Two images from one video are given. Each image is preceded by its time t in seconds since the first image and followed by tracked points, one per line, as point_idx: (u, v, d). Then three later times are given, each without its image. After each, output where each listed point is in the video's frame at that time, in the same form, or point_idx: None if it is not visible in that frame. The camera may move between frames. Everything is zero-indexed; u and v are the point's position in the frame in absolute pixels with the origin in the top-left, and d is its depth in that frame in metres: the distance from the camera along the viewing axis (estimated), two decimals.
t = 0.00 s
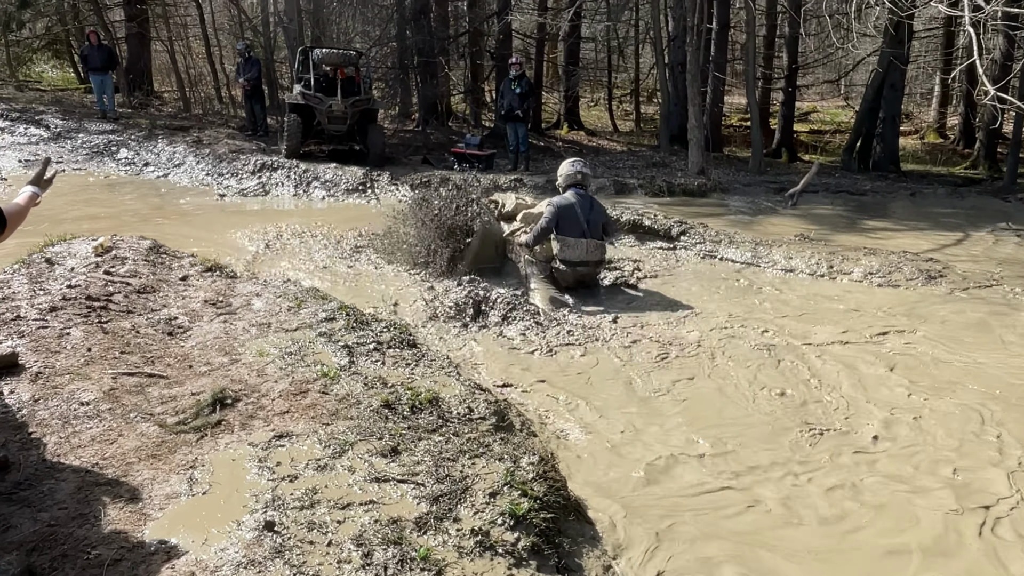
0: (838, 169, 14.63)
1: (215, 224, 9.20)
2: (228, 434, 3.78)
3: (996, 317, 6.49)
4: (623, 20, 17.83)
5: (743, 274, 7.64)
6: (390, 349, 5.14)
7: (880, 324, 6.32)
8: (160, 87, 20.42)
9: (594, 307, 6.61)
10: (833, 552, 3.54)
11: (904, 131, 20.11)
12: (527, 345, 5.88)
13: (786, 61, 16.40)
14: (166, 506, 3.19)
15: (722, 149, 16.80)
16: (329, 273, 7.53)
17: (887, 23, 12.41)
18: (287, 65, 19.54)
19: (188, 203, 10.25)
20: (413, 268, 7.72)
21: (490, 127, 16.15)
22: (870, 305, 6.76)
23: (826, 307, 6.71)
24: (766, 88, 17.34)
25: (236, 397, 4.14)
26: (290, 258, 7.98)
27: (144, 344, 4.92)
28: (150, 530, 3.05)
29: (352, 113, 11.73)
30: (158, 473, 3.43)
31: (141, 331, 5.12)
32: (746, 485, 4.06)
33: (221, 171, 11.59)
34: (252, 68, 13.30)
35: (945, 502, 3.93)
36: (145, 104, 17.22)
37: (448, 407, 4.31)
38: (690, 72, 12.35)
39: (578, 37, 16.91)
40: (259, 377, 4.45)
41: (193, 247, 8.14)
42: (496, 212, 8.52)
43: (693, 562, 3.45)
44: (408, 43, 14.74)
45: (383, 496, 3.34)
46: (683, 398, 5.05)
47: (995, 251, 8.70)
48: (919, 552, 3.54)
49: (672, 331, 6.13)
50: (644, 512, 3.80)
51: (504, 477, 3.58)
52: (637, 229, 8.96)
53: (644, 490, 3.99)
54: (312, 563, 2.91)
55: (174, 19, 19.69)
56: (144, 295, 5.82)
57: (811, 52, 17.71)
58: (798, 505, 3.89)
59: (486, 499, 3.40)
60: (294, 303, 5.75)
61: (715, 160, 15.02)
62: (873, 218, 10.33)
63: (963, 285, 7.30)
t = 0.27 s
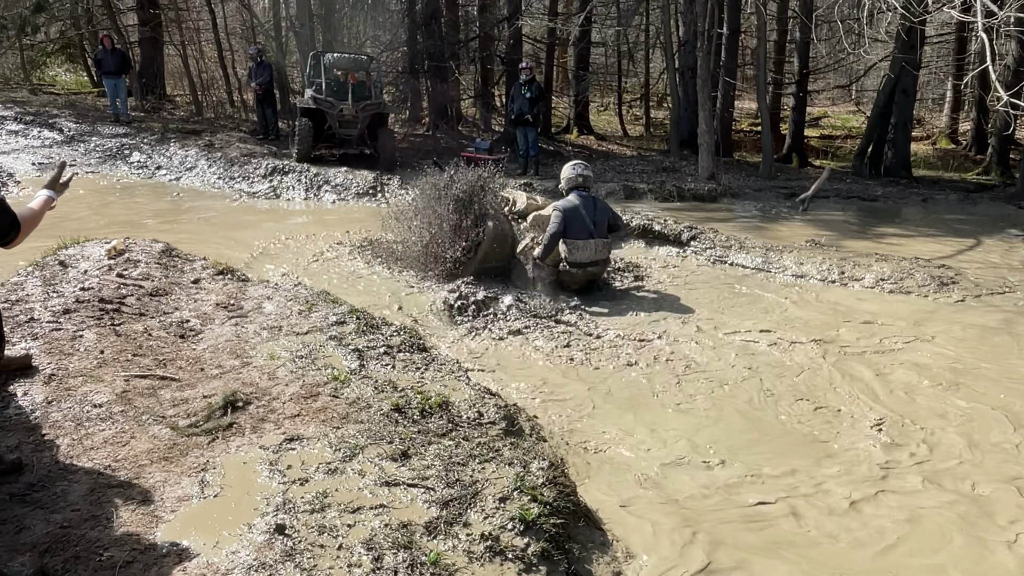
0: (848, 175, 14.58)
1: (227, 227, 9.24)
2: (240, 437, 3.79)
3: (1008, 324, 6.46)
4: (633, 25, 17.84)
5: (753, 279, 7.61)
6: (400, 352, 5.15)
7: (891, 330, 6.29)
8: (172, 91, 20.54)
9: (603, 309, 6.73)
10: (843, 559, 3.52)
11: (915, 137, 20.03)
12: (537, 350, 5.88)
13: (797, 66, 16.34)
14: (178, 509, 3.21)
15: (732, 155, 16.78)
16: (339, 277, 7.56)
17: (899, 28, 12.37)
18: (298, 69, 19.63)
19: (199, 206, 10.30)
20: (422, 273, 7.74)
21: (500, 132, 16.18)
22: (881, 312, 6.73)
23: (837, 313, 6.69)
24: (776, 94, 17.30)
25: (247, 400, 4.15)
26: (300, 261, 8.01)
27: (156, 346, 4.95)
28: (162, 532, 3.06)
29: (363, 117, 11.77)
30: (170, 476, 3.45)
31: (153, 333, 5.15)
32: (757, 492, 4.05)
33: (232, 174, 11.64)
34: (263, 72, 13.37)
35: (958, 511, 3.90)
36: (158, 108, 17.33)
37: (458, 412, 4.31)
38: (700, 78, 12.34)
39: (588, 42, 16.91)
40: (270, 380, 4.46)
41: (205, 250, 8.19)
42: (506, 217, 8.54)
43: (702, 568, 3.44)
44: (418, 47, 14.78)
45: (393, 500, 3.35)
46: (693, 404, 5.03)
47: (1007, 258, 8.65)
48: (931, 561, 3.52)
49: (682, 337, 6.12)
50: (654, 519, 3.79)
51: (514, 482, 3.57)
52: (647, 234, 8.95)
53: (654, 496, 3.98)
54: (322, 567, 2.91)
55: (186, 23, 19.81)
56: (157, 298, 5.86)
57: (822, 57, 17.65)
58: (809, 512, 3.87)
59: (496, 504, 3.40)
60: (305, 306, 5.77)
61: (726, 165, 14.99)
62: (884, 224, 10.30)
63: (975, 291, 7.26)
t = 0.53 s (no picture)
0: (858, 179, 14.52)
1: (237, 230, 9.28)
2: (249, 439, 3.81)
3: (1020, 329, 6.41)
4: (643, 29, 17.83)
5: (763, 284, 7.58)
6: (409, 355, 5.15)
7: (902, 336, 6.26)
8: (183, 94, 20.66)
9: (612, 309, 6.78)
10: (853, 566, 3.50)
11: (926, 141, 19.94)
12: (545, 353, 5.88)
13: (807, 69, 16.30)
14: (188, 510, 3.22)
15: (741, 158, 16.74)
16: (348, 280, 7.57)
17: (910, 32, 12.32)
18: (308, 73, 19.70)
19: (210, 209, 10.35)
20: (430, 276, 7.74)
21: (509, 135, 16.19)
22: (892, 317, 6.70)
23: (848, 318, 6.65)
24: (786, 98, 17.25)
25: (257, 402, 4.17)
26: (310, 264, 8.03)
27: (167, 348, 4.97)
28: (172, 533, 3.07)
29: (372, 120, 11.81)
30: (180, 477, 3.46)
31: (164, 335, 5.18)
32: (766, 497, 4.03)
33: (243, 177, 11.70)
34: (274, 75, 13.42)
35: (969, 518, 3.87)
36: (169, 110, 17.43)
37: (466, 415, 4.31)
38: (709, 81, 12.32)
39: (598, 45, 16.91)
40: (279, 382, 4.48)
41: (215, 253, 8.23)
42: (515, 220, 8.53)
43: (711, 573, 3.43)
44: (428, 51, 14.82)
45: (402, 503, 3.35)
46: (701, 408, 5.02)
47: (1019, 264, 8.59)
48: (942, 568, 3.49)
49: (691, 341, 6.09)
50: (664, 523, 3.78)
51: (522, 485, 3.57)
52: (656, 238, 8.94)
53: (663, 501, 3.97)
54: (331, 569, 2.92)
55: (198, 27, 19.91)
56: (167, 300, 5.89)
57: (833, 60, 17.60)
58: (819, 518, 3.85)
59: (505, 507, 3.40)
60: (315, 309, 5.79)
61: (735, 169, 14.96)
62: (895, 229, 10.25)
63: (987, 297, 7.22)
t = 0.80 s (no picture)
0: (867, 181, 14.47)
1: (244, 231, 9.32)
2: (257, 440, 3.81)
3: None
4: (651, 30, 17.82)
5: (771, 286, 7.56)
6: (416, 357, 5.16)
7: (911, 339, 6.22)
8: (192, 95, 20.75)
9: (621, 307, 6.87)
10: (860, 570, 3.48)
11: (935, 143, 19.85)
12: (553, 354, 5.88)
13: (815, 71, 16.25)
14: (196, 510, 3.23)
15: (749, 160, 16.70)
16: (356, 281, 7.59)
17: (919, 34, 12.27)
18: (317, 74, 19.78)
19: (218, 210, 10.39)
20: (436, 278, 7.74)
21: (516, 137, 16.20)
22: (902, 320, 6.66)
23: (856, 320, 6.62)
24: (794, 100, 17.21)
25: (264, 403, 4.18)
26: (317, 265, 8.05)
27: (175, 349, 4.99)
28: (179, 533, 3.08)
29: (380, 122, 11.83)
30: (188, 478, 3.47)
31: (172, 336, 5.19)
32: (774, 500, 4.02)
33: (251, 178, 11.73)
34: (282, 77, 13.47)
35: (980, 522, 3.85)
36: (178, 112, 17.53)
37: (473, 417, 4.31)
38: (717, 83, 12.28)
39: (605, 47, 16.91)
40: (287, 383, 4.49)
41: (223, 254, 8.26)
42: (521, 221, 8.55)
43: None
44: (435, 53, 14.84)
45: (409, 505, 3.35)
46: (708, 410, 5.01)
47: None
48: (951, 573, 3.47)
49: (699, 344, 6.07)
50: (670, 526, 3.76)
51: (529, 487, 3.56)
52: (664, 240, 8.92)
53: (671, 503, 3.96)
54: (338, 570, 2.92)
55: (207, 28, 20.00)
56: (176, 300, 5.91)
57: (841, 62, 17.54)
58: (827, 522, 3.83)
59: (511, 509, 3.39)
60: (322, 310, 5.80)
61: (743, 171, 14.92)
62: (904, 231, 10.20)
63: (997, 300, 7.17)
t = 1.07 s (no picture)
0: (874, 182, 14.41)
1: (251, 231, 9.34)
2: (263, 439, 3.82)
3: None
4: (657, 31, 17.79)
5: (778, 287, 7.54)
6: (421, 357, 5.16)
7: (918, 340, 6.19)
8: (200, 96, 20.81)
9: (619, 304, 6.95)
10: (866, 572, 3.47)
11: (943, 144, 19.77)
12: (559, 355, 5.88)
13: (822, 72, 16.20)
14: (202, 510, 3.24)
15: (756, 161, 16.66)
16: (362, 281, 7.60)
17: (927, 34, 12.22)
18: (323, 75, 19.81)
19: (224, 210, 10.42)
20: (442, 278, 7.73)
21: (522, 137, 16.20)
22: (909, 321, 6.64)
23: (863, 322, 6.60)
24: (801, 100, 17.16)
25: (270, 403, 4.19)
26: (323, 265, 8.06)
27: (181, 348, 5.00)
28: (185, 532, 3.09)
29: (386, 122, 11.84)
30: (194, 477, 3.48)
31: (179, 335, 5.21)
32: (781, 501, 4.00)
33: (257, 178, 11.76)
34: (288, 77, 13.51)
35: (988, 525, 3.82)
36: (185, 112, 17.59)
37: (479, 417, 4.31)
38: (723, 84, 12.25)
39: (611, 47, 16.89)
40: (293, 383, 4.49)
41: (230, 253, 8.29)
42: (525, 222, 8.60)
43: None
44: (441, 53, 14.85)
45: (414, 504, 3.35)
46: (715, 411, 4.99)
47: None
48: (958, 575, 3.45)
49: (705, 345, 6.06)
50: (676, 527, 3.75)
51: (535, 488, 3.55)
52: (670, 241, 8.91)
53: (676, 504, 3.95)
54: (343, 570, 2.92)
55: (214, 29, 20.05)
56: (183, 300, 5.93)
57: (848, 63, 17.48)
58: (834, 523, 3.82)
59: (517, 510, 3.38)
60: (328, 310, 5.81)
61: (749, 172, 14.89)
62: (911, 232, 10.15)
63: (1005, 301, 7.14)
